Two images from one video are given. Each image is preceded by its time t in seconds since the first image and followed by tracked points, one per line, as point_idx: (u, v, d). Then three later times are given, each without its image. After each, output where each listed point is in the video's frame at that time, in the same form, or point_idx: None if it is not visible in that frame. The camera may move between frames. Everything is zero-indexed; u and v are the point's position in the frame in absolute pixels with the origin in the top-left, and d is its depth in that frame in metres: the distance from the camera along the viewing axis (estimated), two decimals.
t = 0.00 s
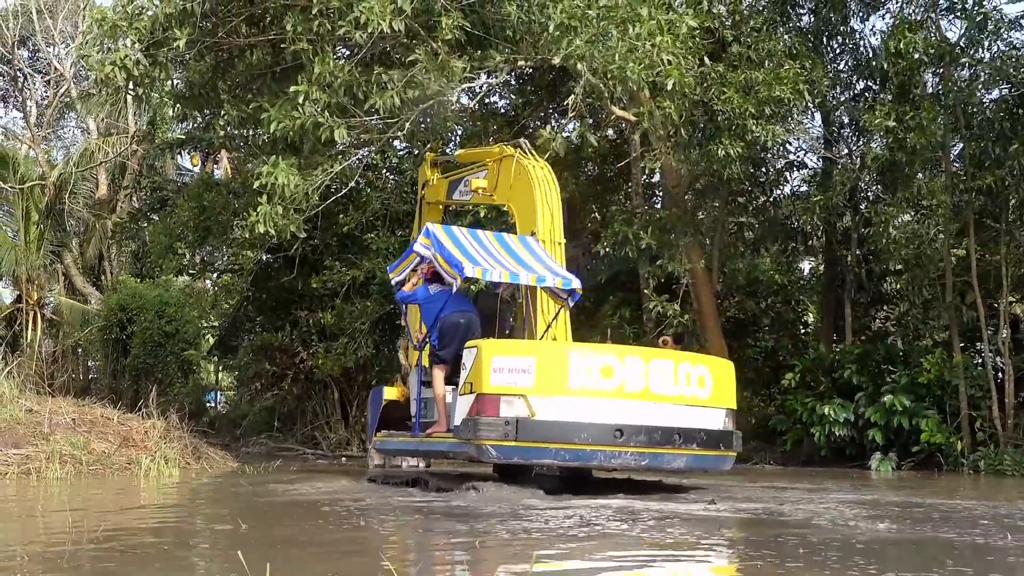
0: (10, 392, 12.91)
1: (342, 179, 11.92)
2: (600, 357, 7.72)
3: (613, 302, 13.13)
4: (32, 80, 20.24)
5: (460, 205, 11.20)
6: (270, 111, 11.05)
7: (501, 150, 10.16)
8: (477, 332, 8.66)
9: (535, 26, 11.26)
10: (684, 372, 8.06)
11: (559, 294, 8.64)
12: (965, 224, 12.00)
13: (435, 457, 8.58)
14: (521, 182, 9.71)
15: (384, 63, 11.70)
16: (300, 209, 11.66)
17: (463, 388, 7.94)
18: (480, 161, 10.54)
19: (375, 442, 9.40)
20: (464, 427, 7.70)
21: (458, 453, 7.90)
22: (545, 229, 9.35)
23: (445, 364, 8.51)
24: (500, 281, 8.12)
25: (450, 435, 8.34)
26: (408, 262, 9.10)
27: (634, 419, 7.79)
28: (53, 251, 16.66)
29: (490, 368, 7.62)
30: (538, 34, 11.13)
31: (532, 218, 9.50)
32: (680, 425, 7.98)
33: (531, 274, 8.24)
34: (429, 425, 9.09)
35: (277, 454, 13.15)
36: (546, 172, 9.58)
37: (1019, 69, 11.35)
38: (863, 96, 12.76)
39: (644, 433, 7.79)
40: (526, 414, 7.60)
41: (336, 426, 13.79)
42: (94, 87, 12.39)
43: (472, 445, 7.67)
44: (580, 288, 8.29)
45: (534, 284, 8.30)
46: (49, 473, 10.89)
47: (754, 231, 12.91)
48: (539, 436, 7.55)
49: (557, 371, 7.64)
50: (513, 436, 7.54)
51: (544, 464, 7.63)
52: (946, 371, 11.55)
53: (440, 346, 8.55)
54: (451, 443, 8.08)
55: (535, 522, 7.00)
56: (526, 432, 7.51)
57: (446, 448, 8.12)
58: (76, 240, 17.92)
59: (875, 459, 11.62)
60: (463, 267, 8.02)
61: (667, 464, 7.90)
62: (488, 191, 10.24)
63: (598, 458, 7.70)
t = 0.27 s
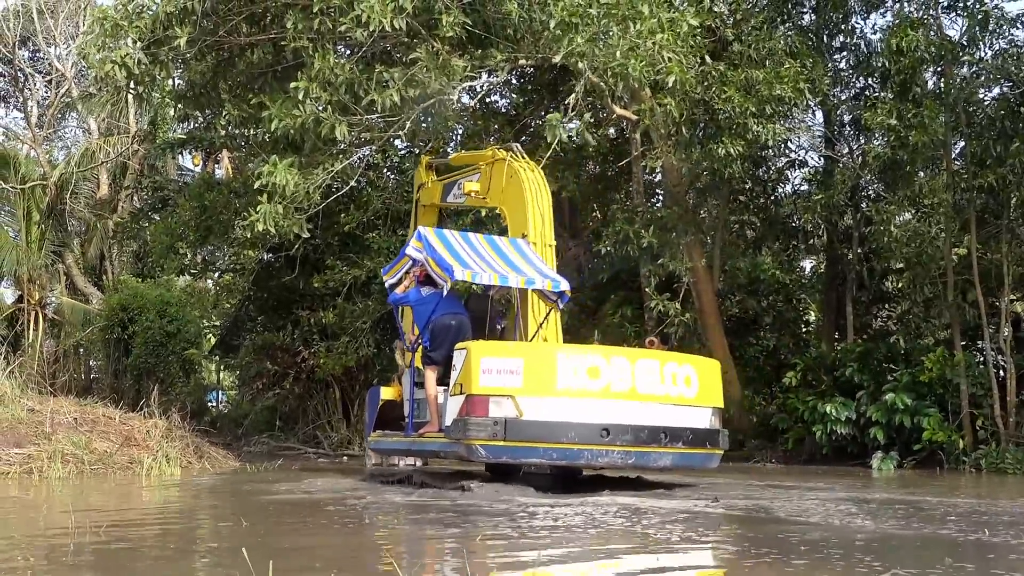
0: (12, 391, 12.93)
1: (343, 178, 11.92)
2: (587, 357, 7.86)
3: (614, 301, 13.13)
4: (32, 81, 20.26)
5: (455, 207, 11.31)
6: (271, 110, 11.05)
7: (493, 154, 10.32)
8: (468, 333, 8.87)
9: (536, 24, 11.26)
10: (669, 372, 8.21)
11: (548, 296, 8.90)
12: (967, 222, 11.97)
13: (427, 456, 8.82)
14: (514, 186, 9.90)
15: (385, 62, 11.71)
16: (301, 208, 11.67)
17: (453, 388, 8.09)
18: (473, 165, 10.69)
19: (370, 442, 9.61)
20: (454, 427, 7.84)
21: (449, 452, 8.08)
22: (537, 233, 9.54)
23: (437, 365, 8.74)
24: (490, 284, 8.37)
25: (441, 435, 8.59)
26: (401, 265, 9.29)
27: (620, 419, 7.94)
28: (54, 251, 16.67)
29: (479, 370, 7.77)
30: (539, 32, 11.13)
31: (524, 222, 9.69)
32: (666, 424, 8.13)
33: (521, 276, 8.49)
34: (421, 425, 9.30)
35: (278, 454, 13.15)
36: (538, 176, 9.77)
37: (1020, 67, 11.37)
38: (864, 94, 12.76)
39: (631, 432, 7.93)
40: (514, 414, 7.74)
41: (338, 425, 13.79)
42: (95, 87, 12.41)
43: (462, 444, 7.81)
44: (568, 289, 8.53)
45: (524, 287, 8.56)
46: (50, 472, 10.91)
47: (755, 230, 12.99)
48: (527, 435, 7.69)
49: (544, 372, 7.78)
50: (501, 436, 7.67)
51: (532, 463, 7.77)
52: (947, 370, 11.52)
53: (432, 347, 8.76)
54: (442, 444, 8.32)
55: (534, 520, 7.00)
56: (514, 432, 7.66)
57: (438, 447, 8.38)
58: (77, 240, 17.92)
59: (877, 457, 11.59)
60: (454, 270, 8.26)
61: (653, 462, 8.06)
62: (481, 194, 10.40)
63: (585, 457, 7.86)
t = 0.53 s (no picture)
0: (14, 388, 12.94)
1: (344, 175, 11.92)
2: (576, 357, 8.14)
3: (615, 297, 13.14)
4: (33, 78, 20.28)
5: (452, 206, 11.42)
6: (272, 106, 11.05)
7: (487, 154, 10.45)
8: (461, 332, 9.10)
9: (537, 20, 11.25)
10: (658, 370, 8.48)
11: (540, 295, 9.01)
12: (968, 218, 11.96)
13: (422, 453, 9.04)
14: (506, 186, 10.02)
15: (386, 59, 11.70)
16: (302, 204, 11.67)
17: (446, 386, 8.36)
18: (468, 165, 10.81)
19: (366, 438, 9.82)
20: (447, 424, 8.14)
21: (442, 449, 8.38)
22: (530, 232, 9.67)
23: (431, 363, 8.97)
24: (483, 284, 8.49)
25: (433, 432, 8.81)
26: (395, 265, 9.46)
27: (610, 416, 8.24)
28: (56, 248, 16.67)
29: (472, 369, 8.04)
30: (540, 28, 11.11)
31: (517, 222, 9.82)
32: (654, 421, 8.42)
33: (512, 276, 8.62)
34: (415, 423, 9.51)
35: (280, 450, 13.17)
36: (530, 176, 9.90)
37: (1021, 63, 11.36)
38: (865, 91, 12.74)
39: (620, 429, 8.24)
40: (505, 412, 8.03)
41: (339, 421, 13.80)
42: (96, 84, 12.42)
43: (454, 441, 8.11)
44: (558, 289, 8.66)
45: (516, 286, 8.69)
46: (52, 469, 10.92)
47: (757, 226, 13.07)
48: (518, 433, 7.98)
49: (535, 371, 8.06)
50: (492, 433, 7.98)
51: (523, 459, 8.08)
52: (949, 367, 11.52)
53: (426, 346, 8.98)
54: (435, 441, 8.58)
55: (535, 516, 7.02)
56: (505, 430, 7.96)
57: (431, 444, 8.62)
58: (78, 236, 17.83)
59: (878, 454, 11.61)
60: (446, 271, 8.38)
61: (642, 459, 8.36)
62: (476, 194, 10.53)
63: (575, 454, 8.17)
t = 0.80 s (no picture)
0: (20, 381, 12.98)
1: (351, 169, 11.92)
2: (569, 353, 8.26)
3: (621, 292, 13.16)
4: (39, 71, 20.32)
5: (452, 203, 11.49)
6: (278, 100, 11.05)
7: (486, 152, 10.54)
8: (457, 328, 9.24)
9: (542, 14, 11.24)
10: (649, 366, 8.61)
11: (535, 292, 9.14)
12: (975, 214, 11.92)
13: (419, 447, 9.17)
14: (504, 184, 10.12)
15: (392, 53, 11.70)
16: (308, 197, 11.68)
17: (442, 382, 8.47)
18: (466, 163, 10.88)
19: (365, 432, 9.92)
20: (442, 419, 8.24)
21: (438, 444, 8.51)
22: (527, 230, 9.76)
23: (428, 359, 9.14)
24: (478, 282, 8.63)
25: (431, 427, 8.91)
26: (393, 263, 9.58)
27: (602, 411, 8.35)
28: (61, 241, 16.70)
29: (466, 365, 8.15)
30: (546, 23, 11.10)
31: (514, 221, 9.92)
32: (645, 417, 8.53)
33: (507, 274, 8.77)
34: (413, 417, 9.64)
35: (285, 444, 13.19)
36: (528, 175, 10.01)
37: None
38: (871, 85, 12.71)
39: (612, 424, 8.33)
40: (499, 407, 8.12)
41: (345, 415, 13.82)
42: (102, 78, 12.42)
43: (450, 436, 8.20)
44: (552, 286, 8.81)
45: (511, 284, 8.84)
46: (59, 462, 10.96)
47: (762, 221, 13.25)
48: (513, 428, 8.07)
49: (529, 367, 8.16)
50: (486, 428, 8.06)
51: (517, 454, 8.16)
52: (955, 362, 11.50)
53: (423, 342, 9.14)
54: (433, 435, 8.70)
55: (542, 510, 7.04)
56: (500, 424, 8.03)
57: (428, 439, 8.76)
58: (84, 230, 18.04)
59: (884, 449, 11.63)
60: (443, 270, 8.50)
61: (634, 453, 8.45)
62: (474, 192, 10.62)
63: (568, 448, 8.26)
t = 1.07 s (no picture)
0: (14, 373, 12.67)
1: (353, 156, 11.59)
2: (566, 347, 8.07)
3: (630, 284, 12.84)
4: (33, 56, 20.00)
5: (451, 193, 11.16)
6: (278, 85, 10.74)
7: (485, 142, 10.23)
8: (455, 322, 8.93)
9: None
10: (648, 361, 8.41)
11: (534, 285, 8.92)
12: (995, 204, 11.57)
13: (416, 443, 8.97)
14: (503, 176, 9.84)
15: (395, 37, 11.37)
16: (309, 185, 11.37)
17: (438, 376, 8.31)
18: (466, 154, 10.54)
19: (363, 426, 9.71)
20: (438, 414, 8.10)
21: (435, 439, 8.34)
22: (525, 223, 9.49)
23: (425, 353, 8.82)
24: (476, 275, 8.40)
25: (428, 422, 8.74)
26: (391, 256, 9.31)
27: (600, 407, 8.16)
28: (57, 231, 16.38)
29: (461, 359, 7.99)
30: (555, 6, 10.75)
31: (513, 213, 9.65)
32: (645, 412, 8.33)
33: (506, 267, 8.54)
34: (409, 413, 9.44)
35: (285, 438, 12.90)
36: (526, 166, 9.72)
37: None
38: (888, 72, 12.36)
39: (610, 420, 8.15)
40: (496, 402, 7.97)
41: (346, 409, 13.52)
42: (98, 62, 12.10)
43: (446, 431, 8.05)
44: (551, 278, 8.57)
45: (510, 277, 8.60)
46: (52, 455, 10.67)
47: (776, 211, 12.88)
48: (509, 423, 7.91)
49: (525, 361, 7.99)
50: (483, 423, 7.92)
51: (513, 450, 8.00)
52: (974, 357, 11.15)
53: (419, 335, 8.83)
54: (429, 431, 8.53)
55: (550, 509, 6.72)
56: (496, 419, 7.89)
57: (424, 434, 8.57)
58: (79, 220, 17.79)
59: (901, 446, 11.29)
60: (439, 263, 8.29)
61: (633, 449, 8.26)
62: (473, 182, 10.32)
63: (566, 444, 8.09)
